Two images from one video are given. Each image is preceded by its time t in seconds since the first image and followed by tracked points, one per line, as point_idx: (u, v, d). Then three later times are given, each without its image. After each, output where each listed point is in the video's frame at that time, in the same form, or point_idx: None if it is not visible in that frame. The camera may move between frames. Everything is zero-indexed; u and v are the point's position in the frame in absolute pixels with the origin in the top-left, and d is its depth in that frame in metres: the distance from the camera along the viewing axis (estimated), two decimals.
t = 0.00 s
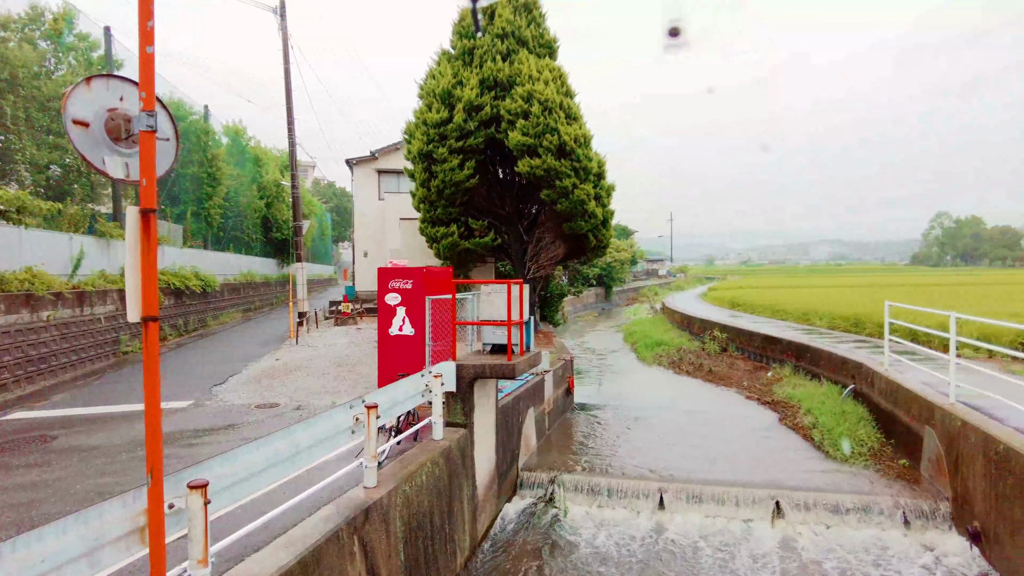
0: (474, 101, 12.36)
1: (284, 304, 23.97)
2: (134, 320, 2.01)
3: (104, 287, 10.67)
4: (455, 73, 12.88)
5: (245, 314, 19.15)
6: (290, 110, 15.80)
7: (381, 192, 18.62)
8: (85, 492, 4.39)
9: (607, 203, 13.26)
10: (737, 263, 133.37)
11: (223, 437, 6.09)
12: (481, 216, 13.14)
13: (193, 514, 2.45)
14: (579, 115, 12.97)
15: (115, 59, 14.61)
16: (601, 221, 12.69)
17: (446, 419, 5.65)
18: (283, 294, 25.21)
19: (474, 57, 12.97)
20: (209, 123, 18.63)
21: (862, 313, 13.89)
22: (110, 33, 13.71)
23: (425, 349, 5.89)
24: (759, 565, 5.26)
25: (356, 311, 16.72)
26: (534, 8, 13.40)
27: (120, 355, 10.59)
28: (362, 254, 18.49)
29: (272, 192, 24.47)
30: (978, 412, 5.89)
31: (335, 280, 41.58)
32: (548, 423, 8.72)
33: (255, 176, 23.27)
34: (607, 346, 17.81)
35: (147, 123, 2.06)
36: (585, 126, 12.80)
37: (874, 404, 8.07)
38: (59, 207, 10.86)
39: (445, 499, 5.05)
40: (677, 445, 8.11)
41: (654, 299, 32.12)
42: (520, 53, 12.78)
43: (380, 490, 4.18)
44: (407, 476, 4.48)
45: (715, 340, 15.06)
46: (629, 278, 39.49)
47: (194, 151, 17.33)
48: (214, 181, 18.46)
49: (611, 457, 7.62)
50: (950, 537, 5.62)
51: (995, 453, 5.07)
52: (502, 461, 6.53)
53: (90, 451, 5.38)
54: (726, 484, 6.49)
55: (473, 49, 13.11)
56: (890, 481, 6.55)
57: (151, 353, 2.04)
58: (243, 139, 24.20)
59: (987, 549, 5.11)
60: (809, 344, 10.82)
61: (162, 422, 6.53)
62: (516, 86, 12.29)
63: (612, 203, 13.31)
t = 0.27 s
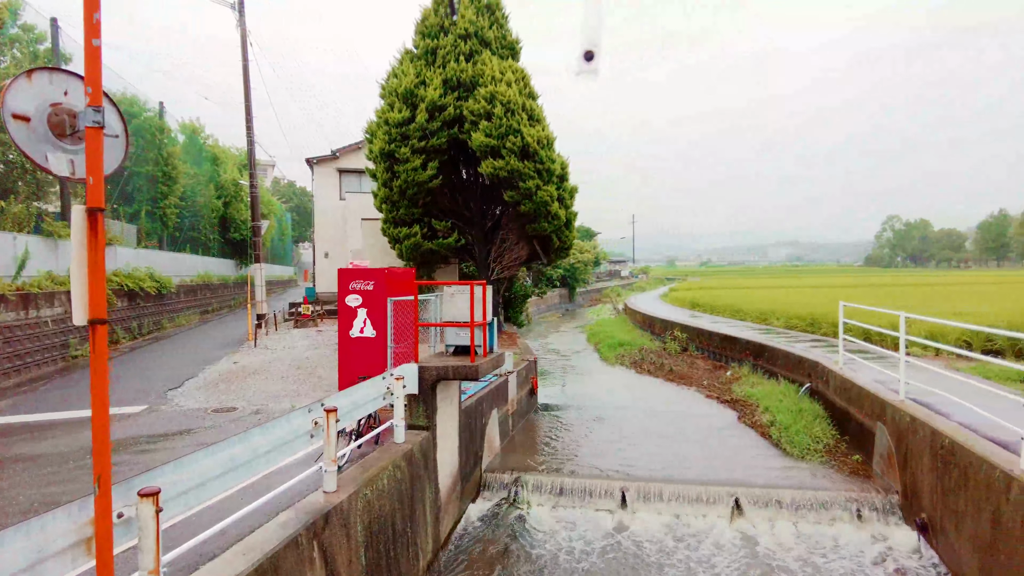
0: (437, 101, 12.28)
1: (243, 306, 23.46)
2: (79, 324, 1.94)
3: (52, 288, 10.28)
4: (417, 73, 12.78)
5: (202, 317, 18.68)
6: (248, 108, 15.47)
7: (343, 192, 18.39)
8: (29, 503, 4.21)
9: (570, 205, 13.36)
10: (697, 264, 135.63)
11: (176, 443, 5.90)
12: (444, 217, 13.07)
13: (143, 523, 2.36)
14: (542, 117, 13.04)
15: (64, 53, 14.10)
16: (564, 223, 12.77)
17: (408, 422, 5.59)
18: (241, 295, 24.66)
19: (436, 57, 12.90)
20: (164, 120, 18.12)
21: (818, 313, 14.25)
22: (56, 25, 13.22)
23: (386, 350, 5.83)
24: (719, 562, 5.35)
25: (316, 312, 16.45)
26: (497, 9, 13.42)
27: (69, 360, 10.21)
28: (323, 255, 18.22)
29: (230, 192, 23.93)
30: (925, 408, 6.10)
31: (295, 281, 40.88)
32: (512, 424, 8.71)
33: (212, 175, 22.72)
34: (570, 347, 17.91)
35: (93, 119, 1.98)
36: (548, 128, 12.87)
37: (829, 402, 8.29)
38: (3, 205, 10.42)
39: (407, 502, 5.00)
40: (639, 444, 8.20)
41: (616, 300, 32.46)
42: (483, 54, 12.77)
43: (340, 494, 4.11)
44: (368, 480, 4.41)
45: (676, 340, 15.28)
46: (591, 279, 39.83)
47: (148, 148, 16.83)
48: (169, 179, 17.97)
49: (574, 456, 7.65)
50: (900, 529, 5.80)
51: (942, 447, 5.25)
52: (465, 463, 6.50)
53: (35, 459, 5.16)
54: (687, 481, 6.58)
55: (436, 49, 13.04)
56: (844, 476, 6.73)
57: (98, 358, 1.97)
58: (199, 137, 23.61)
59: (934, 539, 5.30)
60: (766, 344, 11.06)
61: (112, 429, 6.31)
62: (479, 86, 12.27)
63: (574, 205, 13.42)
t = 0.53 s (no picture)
0: (405, 100, 12.18)
1: (207, 307, 22.97)
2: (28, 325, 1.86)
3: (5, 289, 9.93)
4: (386, 71, 12.67)
5: (165, 318, 18.27)
6: (213, 105, 15.17)
7: (310, 191, 18.16)
8: None
9: (540, 205, 13.39)
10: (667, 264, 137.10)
11: (136, 447, 5.75)
12: (414, 217, 12.97)
13: (98, 530, 2.26)
14: (511, 118, 13.05)
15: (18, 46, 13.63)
16: (534, 223, 12.80)
17: (376, 423, 5.53)
18: (206, 296, 24.16)
19: (405, 55, 12.81)
20: (125, 116, 17.66)
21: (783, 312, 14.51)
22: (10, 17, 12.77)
23: (354, 351, 5.77)
24: (686, 558, 5.40)
25: (284, 314, 16.21)
26: (466, 9, 13.39)
27: (23, 363, 9.87)
28: (290, 255, 17.96)
29: (194, 190, 23.44)
30: (885, 404, 6.25)
31: (262, 282, 40.25)
32: (481, 424, 8.68)
33: (176, 173, 22.24)
34: (540, 347, 17.94)
35: (43, 113, 1.90)
36: (518, 129, 12.89)
37: (793, 399, 8.44)
38: None
39: (374, 505, 4.94)
40: (608, 443, 8.25)
41: (586, 300, 32.65)
42: (452, 53, 12.73)
43: (306, 497, 4.04)
44: (334, 482, 4.35)
45: (645, 339, 15.42)
46: (562, 279, 40.02)
47: (108, 145, 16.38)
48: (131, 177, 17.52)
49: (544, 456, 7.66)
50: (861, 523, 5.93)
51: (901, 442, 5.38)
52: (434, 464, 6.46)
53: None
54: (655, 480, 6.63)
55: (405, 47, 12.93)
56: (808, 472, 6.86)
57: (49, 361, 1.89)
58: (162, 134, 23.07)
59: (893, 532, 5.42)
60: (733, 343, 11.22)
61: (68, 435, 6.10)
62: (449, 86, 12.21)
63: (544, 205, 13.45)
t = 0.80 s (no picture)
0: (379, 98, 12.09)
1: (175, 308, 22.55)
2: None
3: None
4: (359, 69, 12.56)
5: (132, 319, 17.87)
6: (181, 102, 14.89)
7: (282, 190, 17.92)
8: None
9: (515, 206, 13.41)
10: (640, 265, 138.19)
11: (100, 452, 5.60)
12: (387, 216, 12.87)
13: (59, 536, 2.20)
14: (486, 118, 13.05)
15: None
16: (508, 223, 12.81)
17: (348, 425, 5.47)
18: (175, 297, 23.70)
19: (379, 53, 12.72)
20: (90, 112, 17.26)
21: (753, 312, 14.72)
22: None
23: (326, 352, 5.71)
24: (659, 555, 5.44)
25: (255, 314, 15.97)
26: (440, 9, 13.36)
27: None
28: (261, 255, 17.75)
29: (163, 188, 22.98)
30: (852, 402, 6.38)
31: (232, 282, 39.63)
32: (456, 424, 8.66)
33: (143, 171, 21.77)
34: (514, 347, 17.94)
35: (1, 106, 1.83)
36: (492, 129, 12.89)
37: (764, 397, 8.56)
38: None
39: (347, 506, 4.89)
40: (582, 442, 8.28)
41: (560, 300, 32.76)
42: (427, 52, 12.67)
43: (276, 500, 3.98)
44: (306, 484, 4.29)
45: (619, 339, 15.52)
46: (536, 279, 40.12)
47: (72, 142, 15.99)
48: (96, 175, 17.13)
49: (518, 456, 7.66)
50: (829, 518, 6.04)
51: (867, 438, 5.49)
52: (407, 465, 6.42)
53: None
54: (629, 478, 6.68)
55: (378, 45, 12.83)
56: (777, 469, 6.96)
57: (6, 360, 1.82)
58: (129, 131, 22.58)
59: (860, 527, 5.53)
60: (705, 342, 11.34)
61: (28, 439, 5.93)
62: (423, 85, 12.15)
63: (519, 206, 13.48)
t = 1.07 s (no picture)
0: (356, 97, 11.98)
1: (147, 308, 22.15)
2: None
3: None
4: (336, 68, 12.44)
5: (102, 320, 17.54)
6: (154, 99, 14.65)
7: (257, 189, 17.72)
8: None
9: (494, 206, 13.41)
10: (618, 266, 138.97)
11: (70, 455, 5.49)
12: (365, 216, 12.78)
13: (28, 543, 2.15)
14: (465, 118, 13.03)
15: None
16: (487, 224, 12.82)
17: (326, 426, 5.43)
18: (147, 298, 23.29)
19: (357, 52, 12.62)
20: (59, 108, 16.89)
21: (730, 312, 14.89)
22: None
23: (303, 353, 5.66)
24: (637, 554, 5.48)
25: (230, 315, 15.77)
26: (419, 8, 13.32)
27: None
28: (235, 254, 17.49)
29: (135, 187, 22.58)
30: (826, 400, 6.48)
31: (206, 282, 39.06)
32: (435, 425, 8.63)
33: (114, 169, 21.38)
34: (493, 348, 17.94)
35: None
36: (471, 129, 12.87)
37: (740, 396, 8.67)
38: None
39: (324, 509, 4.85)
40: (561, 442, 8.31)
41: (539, 300, 32.82)
42: (405, 51, 12.60)
43: (253, 503, 3.93)
44: (283, 487, 4.25)
45: (597, 339, 15.59)
46: (515, 280, 40.15)
47: (40, 139, 15.63)
48: (65, 173, 16.77)
49: (497, 456, 7.66)
50: (804, 515, 6.13)
51: (841, 437, 5.58)
52: (386, 466, 6.38)
53: None
54: (607, 477, 6.71)
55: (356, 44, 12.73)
56: (753, 467, 7.05)
57: None
58: (100, 128, 22.14)
59: (834, 524, 5.62)
60: (682, 342, 11.45)
61: None
62: (401, 84, 12.08)
63: (498, 207, 13.48)
